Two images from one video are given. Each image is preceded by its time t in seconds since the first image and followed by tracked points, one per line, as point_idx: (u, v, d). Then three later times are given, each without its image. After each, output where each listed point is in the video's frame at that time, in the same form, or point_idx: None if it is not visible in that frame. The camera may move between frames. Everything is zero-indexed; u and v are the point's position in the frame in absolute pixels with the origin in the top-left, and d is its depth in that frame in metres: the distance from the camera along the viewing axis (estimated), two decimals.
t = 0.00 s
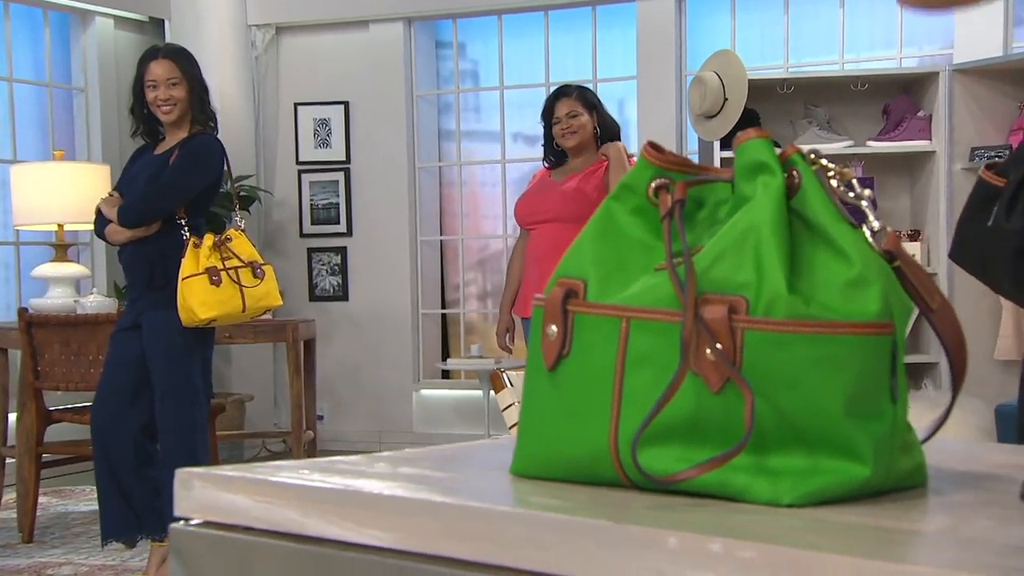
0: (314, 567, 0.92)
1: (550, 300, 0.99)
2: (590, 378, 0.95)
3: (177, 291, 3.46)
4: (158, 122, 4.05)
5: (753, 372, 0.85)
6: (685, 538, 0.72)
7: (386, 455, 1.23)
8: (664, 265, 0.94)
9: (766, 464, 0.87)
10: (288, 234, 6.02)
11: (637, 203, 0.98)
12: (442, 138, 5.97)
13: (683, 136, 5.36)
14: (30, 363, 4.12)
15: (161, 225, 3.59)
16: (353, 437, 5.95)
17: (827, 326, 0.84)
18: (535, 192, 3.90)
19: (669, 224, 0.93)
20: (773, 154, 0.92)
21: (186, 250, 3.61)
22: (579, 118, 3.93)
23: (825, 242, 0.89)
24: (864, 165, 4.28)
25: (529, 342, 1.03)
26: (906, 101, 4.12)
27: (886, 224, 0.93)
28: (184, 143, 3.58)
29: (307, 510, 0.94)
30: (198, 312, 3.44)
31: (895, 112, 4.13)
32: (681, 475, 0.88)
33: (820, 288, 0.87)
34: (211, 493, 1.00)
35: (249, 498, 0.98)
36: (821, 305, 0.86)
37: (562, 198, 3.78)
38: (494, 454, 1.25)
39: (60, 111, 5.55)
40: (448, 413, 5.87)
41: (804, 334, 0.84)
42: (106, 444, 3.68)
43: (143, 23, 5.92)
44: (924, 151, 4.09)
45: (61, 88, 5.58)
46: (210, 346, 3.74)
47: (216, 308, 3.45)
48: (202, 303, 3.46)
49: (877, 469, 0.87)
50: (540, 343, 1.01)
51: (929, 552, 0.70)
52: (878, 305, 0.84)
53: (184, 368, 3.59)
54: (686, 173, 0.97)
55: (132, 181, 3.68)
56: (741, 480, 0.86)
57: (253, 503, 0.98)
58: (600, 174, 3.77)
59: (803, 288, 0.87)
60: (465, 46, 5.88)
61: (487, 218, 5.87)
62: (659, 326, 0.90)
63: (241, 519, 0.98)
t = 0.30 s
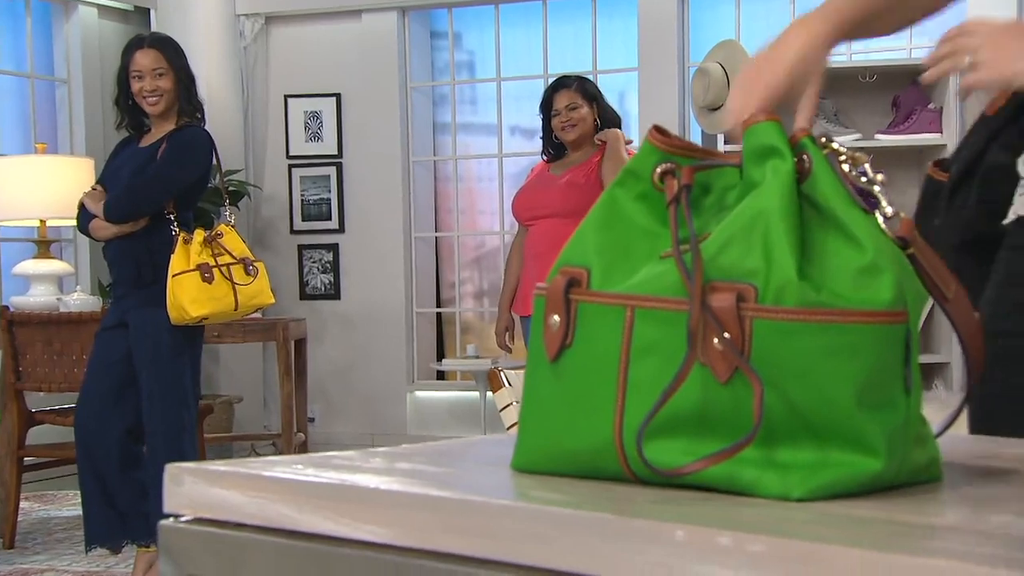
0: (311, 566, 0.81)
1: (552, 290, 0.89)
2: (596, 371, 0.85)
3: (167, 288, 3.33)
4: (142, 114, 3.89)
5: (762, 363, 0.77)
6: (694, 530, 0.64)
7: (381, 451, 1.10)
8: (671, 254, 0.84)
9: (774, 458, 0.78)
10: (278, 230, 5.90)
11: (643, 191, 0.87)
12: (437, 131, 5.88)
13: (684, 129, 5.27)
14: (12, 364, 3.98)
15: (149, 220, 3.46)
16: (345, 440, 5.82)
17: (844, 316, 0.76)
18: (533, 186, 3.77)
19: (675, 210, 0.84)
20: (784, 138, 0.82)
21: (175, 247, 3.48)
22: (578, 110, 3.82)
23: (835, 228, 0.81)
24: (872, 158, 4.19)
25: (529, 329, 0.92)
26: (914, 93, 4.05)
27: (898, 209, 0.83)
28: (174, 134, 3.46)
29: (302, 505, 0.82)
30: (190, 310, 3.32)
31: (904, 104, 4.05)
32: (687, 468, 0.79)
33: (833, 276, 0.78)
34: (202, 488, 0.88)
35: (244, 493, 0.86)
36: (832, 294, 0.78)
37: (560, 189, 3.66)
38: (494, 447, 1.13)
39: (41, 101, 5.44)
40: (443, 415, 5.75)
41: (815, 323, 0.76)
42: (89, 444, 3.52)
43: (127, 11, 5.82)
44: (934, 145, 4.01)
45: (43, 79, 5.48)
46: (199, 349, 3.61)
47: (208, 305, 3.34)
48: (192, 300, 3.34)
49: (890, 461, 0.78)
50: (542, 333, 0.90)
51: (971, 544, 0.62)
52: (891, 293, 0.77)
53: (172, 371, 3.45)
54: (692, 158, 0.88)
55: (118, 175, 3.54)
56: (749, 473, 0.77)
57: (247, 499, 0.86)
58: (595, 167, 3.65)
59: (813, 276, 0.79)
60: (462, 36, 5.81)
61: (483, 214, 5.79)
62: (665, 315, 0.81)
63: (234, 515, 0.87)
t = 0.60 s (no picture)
0: (306, 569, 0.77)
1: (552, 283, 0.84)
2: (599, 366, 0.80)
3: (158, 287, 3.19)
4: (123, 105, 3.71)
5: (773, 357, 0.73)
6: (703, 529, 0.61)
7: (376, 450, 1.14)
8: (677, 244, 0.80)
9: (784, 456, 0.74)
10: (265, 227, 5.78)
11: (648, 177, 0.83)
12: (429, 125, 5.77)
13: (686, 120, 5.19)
14: None
15: (137, 215, 3.32)
16: (333, 444, 5.68)
17: (859, 308, 0.72)
18: (528, 181, 3.63)
19: (682, 199, 0.79)
20: (796, 126, 0.79)
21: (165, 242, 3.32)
22: (574, 103, 3.68)
23: (850, 219, 0.76)
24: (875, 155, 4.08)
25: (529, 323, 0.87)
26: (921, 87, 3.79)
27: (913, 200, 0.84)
28: (159, 127, 3.31)
29: (296, 506, 0.79)
30: (182, 309, 3.18)
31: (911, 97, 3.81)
32: (696, 466, 0.75)
33: (846, 267, 0.74)
34: (192, 488, 0.84)
35: (235, 493, 0.82)
36: (846, 286, 0.74)
37: (553, 185, 3.53)
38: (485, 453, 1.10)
39: (19, 92, 5.31)
40: (434, 418, 5.64)
41: (828, 317, 0.72)
42: (68, 445, 3.31)
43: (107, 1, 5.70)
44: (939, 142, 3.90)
45: (21, 70, 5.35)
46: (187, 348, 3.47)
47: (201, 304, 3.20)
48: (185, 300, 3.20)
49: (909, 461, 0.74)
50: (543, 329, 0.85)
51: (988, 544, 0.60)
52: (907, 284, 0.73)
53: (161, 367, 3.32)
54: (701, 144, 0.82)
55: (99, 169, 3.39)
56: (758, 472, 0.73)
57: (239, 501, 0.82)
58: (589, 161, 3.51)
59: (827, 269, 0.75)
60: (454, 28, 5.70)
61: (476, 211, 5.68)
62: (672, 309, 0.76)
63: (225, 516, 0.83)
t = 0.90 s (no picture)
0: (297, 571, 0.78)
1: (558, 278, 0.83)
2: (607, 363, 0.79)
3: (147, 285, 3.05)
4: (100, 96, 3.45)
5: (786, 355, 0.73)
6: (718, 531, 0.61)
7: (375, 452, 1.08)
8: (687, 238, 0.79)
9: (799, 457, 0.73)
10: (248, 224, 5.65)
11: (656, 169, 0.82)
12: (418, 120, 5.65)
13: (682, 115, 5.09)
14: None
15: (120, 213, 3.16)
16: (319, 448, 5.55)
17: (876, 305, 0.71)
18: (520, 177, 3.53)
19: (692, 192, 0.79)
20: (809, 115, 0.79)
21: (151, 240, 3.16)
22: (569, 96, 3.55)
23: (867, 214, 0.76)
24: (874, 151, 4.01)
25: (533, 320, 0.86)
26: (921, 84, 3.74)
27: (931, 193, 0.81)
28: (144, 122, 3.16)
29: (291, 509, 0.80)
30: (172, 309, 3.03)
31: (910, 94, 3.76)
32: (708, 468, 0.74)
33: (861, 262, 0.74)
34: (184, 491, 0.85)
35: (228, 496, 0.83)
36: (862, 282, 0.73)
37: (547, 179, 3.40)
38: (477, 450, 1.08)
39: None
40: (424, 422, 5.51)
41: (840, 314, 0.72)
42: (45, 449, 3.13)
43: None
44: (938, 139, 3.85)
45: None
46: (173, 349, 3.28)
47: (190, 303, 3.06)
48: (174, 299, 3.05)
49: (924, 462, 0.73)
50: (547, 325, 0.84)
51: (997, 545, 0.60)
52: (925, 279, 0.72)
53: (145, 368, 3.14)
54: (711, 136, 0.82)
55: (81, 164, 3.24)
56: (773, 473, 0.72)
57: (233, 505, 0.83)
58: (586, 155, 3.40)
59: (842, 264, 0.74)
60: (443, 19, 5.58)
61: (466, 208, 5.56)
62: (682, 305, 0.76)
63: (217, 520, 0.84)
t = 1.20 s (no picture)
0: None
1: (568, 274, 0.81)
2: (620, 362, 0.77)
3: (129, 285, 2.93)
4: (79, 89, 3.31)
5: (806, 353, 0.69)
6: (739, 536, 0.58)
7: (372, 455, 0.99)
8: (703, 233, 0.76)
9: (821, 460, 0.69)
10: (229, 222, 5.54)
11: (669, 161, 0.79)
12: (405, 113, 5.54)
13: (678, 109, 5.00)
14: None
15: (99, 208, 3.04)
16: (303, 452, 5.44)
17: (899, 301, 0.67)
18: (510, 172, 3.42)
19: (708, 184, 0.76)
20: (830, 106, 0.75)
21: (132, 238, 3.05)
22: (564, 90, 3.49)
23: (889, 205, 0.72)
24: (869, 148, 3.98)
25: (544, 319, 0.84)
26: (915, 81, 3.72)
27: (956, 184, 0.76)
28: (125, 114, 3.04)
29: (291, 514, 0.76)
30: (154, 309, 2.90)
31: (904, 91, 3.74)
32: (726, 470, 0.71)
33: (884, 257, 0.70)
34: (177, 495, 0.82)
35: (223, 501, 0.80)
36: (885, 277, 0.69)
37: (540, 175, 3.31)
38: (479, 451, 1.04)
39: None
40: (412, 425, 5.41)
41: (861, 313, 0.68)
42: (20, 454, 2.98)
43: None
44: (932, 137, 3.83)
45: None
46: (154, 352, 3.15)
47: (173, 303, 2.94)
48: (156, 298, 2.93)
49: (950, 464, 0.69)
50: (556, 323, 0.82)
51: None
52: (951, 277, 0.68)
53: (125, 369, 3.00)
54: (728, 127, 0.78)
55: (58, 159, 3.11)
56: (793, 475, 0.69)
57: (229, 511, 0.80)
58: (580, 150, 3.31)
59: (865, 259, 0.70)
60: (432, 10, 5.47)
61: (455, 204, 5.45)
62: (698, 302, 0.73)
63: (213, 525, 0.81)
